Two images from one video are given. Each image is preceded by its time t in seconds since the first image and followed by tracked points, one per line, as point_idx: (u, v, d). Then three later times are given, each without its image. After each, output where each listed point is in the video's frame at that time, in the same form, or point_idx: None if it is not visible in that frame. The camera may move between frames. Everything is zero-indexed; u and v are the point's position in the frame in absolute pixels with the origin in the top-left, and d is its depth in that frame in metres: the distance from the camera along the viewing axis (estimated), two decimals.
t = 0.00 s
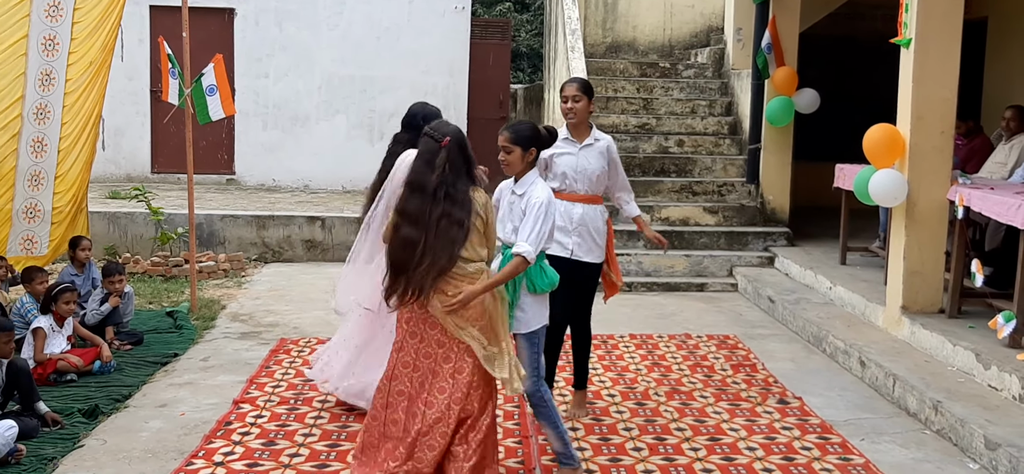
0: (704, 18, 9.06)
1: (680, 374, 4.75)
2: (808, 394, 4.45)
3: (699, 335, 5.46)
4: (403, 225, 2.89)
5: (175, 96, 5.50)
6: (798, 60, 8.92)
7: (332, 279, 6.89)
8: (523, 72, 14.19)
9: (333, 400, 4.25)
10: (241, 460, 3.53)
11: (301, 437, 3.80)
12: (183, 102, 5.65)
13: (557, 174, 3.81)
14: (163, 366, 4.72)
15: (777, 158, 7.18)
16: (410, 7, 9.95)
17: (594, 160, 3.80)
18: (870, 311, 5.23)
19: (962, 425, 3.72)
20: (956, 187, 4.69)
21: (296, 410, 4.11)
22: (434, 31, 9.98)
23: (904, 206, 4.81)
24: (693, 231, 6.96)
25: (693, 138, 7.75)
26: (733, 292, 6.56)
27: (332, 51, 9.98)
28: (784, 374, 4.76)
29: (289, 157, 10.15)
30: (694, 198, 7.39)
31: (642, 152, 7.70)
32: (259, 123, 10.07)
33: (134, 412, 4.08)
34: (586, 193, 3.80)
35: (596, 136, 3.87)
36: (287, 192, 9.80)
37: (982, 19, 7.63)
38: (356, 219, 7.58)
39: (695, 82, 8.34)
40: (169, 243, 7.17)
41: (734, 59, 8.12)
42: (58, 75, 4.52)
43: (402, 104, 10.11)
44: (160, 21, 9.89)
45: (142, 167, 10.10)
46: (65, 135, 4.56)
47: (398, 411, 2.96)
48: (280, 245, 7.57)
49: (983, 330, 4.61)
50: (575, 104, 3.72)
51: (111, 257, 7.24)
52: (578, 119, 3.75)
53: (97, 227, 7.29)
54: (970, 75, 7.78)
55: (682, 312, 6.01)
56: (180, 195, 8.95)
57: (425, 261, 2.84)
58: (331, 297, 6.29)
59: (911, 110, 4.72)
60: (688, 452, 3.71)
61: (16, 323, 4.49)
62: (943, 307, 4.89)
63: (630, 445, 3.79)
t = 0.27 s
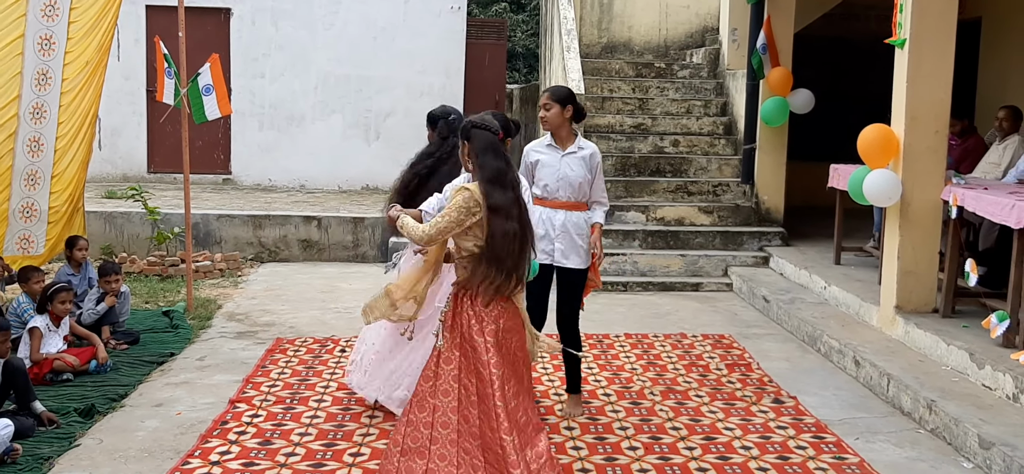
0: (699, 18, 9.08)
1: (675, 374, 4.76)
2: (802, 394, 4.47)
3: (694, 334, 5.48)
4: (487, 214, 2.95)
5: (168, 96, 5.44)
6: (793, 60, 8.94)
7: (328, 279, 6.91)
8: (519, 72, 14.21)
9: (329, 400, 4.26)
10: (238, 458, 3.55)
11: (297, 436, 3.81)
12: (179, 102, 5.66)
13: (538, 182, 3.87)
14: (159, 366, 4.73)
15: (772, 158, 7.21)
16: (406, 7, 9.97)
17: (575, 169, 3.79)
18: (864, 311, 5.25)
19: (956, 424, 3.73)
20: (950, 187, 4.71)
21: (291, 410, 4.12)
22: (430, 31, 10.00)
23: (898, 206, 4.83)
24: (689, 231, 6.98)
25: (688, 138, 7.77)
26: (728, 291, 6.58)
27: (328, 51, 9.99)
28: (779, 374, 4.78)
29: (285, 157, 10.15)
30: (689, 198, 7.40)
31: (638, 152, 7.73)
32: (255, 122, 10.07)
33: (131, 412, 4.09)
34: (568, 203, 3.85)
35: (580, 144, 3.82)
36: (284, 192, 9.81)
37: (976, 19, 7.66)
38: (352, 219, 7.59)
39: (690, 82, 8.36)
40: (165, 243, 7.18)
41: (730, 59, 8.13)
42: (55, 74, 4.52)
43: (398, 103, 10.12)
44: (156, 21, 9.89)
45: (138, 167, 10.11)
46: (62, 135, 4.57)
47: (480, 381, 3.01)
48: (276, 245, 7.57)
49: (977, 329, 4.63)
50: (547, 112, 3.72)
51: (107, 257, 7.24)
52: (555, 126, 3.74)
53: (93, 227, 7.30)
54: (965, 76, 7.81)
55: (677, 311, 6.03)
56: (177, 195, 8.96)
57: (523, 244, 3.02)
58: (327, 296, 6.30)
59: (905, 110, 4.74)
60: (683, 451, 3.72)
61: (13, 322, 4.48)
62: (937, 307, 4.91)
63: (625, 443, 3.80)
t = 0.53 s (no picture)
0: (696, 15, 9.09)
1: (672, 371, 4.76)
2: (799, 391, 4.47)
3: (691, 331, 5.48)
4: (563, 238, 2.84)
5: (167, 92, 5.51)
6: (790, 57, 8.95)
7: (325, 276, 6.90)
8: (516, 70, 14.21)
9: (325, 397, 4.25)
10: (235, 455, 3.54)
11: (294, 433, 3.80)
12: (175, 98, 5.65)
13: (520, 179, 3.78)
14: (156, 362, 4.72)
15: (769, 156, 7.21)
16: (403, 5, 9.96)
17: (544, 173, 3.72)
18: (861, 308, 5.25)
19: (953, 421, 3.73)
20: (947, 184, 4.72)
21: (288, 406, 4.11)
22: (427, 29, 10.00)
23: (896, 204, 4.83)
24: (686, 229, 6.98)
25: (685, 136, 7.77)
26: (725, 289, 6.58)
27: (324, 49, 9.98)
28: (776, 371, 4.78)
29: (282, 155, 10.14)
30: (686, 196, 7.40)
31: (635, 149, 7.73)
32: (252, 120, 10.06)
33: (127, 408, 4.08)
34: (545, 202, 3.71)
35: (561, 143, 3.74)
36: (280, 190, 9.80)
37: (973, 17, 7.67)
38: (348, 216, 7.59)
39: (687, 80, 8.36)
40: (161, 240, 7.17)
41: (727, 57, 8.13)
42: (51, 70, 4.50)
43: (394, 101, 10.12)
44: (153, 18, 9.89)
45: (134, 164, 10.09)
46: (58, 132, 4.57)
47: (544, 387, 2.85)
48: (272, 242, 7.57)
49: (974, 326, 4.63)
50: (536, 107, 3.66)
51: (104, 254, 7.23)
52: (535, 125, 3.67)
53: (89, 224, 7.29)
54: (961, 74, 7.82)
55: (674, 309, 6.03)
56: (173, 192, 8.94)
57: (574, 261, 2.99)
58: (323, 293, 6.29)
59: (902, 108, 4.74)
60: (680, 448, 3.72)
61: (8, 319, 4.48)
62: (934, 304, 4.91)
63: (623, 440, 3.80)
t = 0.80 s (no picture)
0: (694, 14, 9.09)
1: (668, 369, 4.76)
2: (796, 389, 4.47)
3: (688, 330, 5.48)
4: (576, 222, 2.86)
5: (165, 90, 5.48)
6: (787, 56, 8.95)
7: (322, 274, 6.89)
8: (513, 69, 14.21)
9: (322, 395, 4.25)
10: (231, 453, 3.53)
11: (290, 431, 3.80)
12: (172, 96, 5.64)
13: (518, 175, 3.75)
14: (152, 361, 4.71)
15: (766, 155, 7.21)
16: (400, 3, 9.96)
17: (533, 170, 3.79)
18: (858, 307, 5.25)
19: (949, 420, 3.74)
20: (944, 183, 4.73)
21: (284, 405, 4.11)
22: (424, 28, 9.99)
23: (892, 202, 4.83)
24: (683, 227, 6.98)
25: (682, 134, 7.77)
26: (722, 288, 6.58)
27: (321, 47, 9.97)
28: (772, 370, 4.78)
29: (279, 153, 10.13)
30: (683, 194, 7.40)
31: (632, 148, 7.73)
32: (248, 118, 10.05)
33: (123, 406, 4.08)
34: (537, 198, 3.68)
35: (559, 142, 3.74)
36: (277, 188, 9.79)
37: (970, 17, 7.67)
38: (345, 214, 7.58)
39: (684, 78, 8.36)
40: (158, 238, 7.16)
41: (724, 55, 8.13)
42: (48, 68, 4.49)
43: (391, 99, 10.12)
44: (149, 16, 9.87)
45: (131, 162, 10.08)
46: (54, 129, 4.55)
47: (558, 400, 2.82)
48: (269, 240, 7.56)
49: (970, 325, 4.64)
50: (536, 106, 3.67)
51: (100, 252, 7.22)
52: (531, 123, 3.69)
53: (86, 221, 7.27)
54: (958, 73, 7.83)
55: (671, 307, 6.03)
56: (170, 190, 8.93)
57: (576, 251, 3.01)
58: (320, 291, 6.29)
59: (899, 105, 4.75)
60: (676, 446, 3.72)
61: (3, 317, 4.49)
62: (930, 303, 4.91)
63: (619, 438, 3.80)
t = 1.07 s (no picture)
0: (693, 11, 9.09)
1: (668, 366, 4.76)
2: (795, 386, 4.47)
3: (687, 327, 5.48)
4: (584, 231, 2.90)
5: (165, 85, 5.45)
6: (787, 53, 8.95)
7: (321, 271, 6.89)
8: (513, 65, 14.20)
9: (321, 391, 4.25)
10: (230, 450, 3.53)
11: (289, 427, 3.80)
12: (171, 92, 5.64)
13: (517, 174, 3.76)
14: (151, 357, 4.71)
15: (766, 152, 7.20)
16: None
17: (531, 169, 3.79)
18: (857, 304, 5.25)
19: (948, 416, 3.74)
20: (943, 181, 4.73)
21: (284, 401, 4.11)
22: (423, 24, 10.00)
23: (892, 199, 4.83)
24: (682, 224, 6.98)
25: (682, 131, 7.78)
26: (721, 285, 6.58)
27: (321, 44, 9.96)
28: (771, 367, 4.78)
29: (278, 150, 10.13)
30: (682, 191, 7.40)
31: (632, 145, 7.72)
32: (248, 115, 10.05)
33: (122, 403, 4.08)
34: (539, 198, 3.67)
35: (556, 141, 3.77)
36: (276, 185, 9.79)
37: (970, 14, 7.67)
38: (345, 211, 7.58)
39: (684, 75, 8.36)
40: (157, 234, 7.16)
41: (723, 52, 8.13)
42: (47, 64, 4.49)
43: (391, 96, 10.11)
44: (149, 12, 9.87)
45: (130, 158, 10.08)
46: (54, 124, 4.54)
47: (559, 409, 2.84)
48: (268, 237, 7.56)
49: (969, 322, 4.64)
50: (533, 105, 3.69)
51: (99, 248, 7.22)
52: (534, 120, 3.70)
53: (85, 218, 7.27)
54: (958, 70, 7.82)
55: (670, 304, 6.03)
56: (169, 187, 8.93)
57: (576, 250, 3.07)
58: (319, 288, 6.28)
59: (899, 103, 4.74)
60: (675, 443, 3.72)
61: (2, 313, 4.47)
62: (929, 300, 4.91)
63: (618, 435, 3.80)
